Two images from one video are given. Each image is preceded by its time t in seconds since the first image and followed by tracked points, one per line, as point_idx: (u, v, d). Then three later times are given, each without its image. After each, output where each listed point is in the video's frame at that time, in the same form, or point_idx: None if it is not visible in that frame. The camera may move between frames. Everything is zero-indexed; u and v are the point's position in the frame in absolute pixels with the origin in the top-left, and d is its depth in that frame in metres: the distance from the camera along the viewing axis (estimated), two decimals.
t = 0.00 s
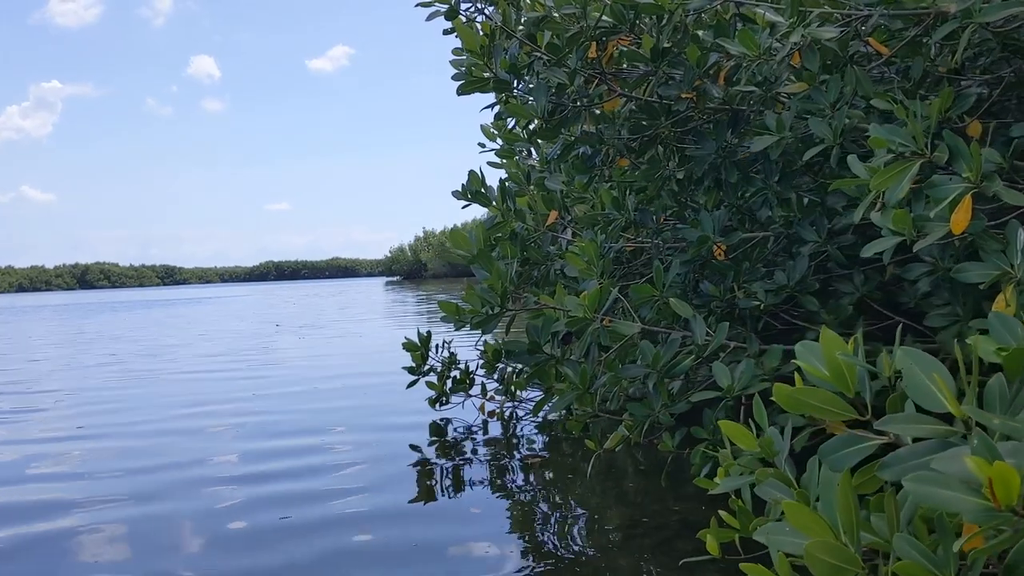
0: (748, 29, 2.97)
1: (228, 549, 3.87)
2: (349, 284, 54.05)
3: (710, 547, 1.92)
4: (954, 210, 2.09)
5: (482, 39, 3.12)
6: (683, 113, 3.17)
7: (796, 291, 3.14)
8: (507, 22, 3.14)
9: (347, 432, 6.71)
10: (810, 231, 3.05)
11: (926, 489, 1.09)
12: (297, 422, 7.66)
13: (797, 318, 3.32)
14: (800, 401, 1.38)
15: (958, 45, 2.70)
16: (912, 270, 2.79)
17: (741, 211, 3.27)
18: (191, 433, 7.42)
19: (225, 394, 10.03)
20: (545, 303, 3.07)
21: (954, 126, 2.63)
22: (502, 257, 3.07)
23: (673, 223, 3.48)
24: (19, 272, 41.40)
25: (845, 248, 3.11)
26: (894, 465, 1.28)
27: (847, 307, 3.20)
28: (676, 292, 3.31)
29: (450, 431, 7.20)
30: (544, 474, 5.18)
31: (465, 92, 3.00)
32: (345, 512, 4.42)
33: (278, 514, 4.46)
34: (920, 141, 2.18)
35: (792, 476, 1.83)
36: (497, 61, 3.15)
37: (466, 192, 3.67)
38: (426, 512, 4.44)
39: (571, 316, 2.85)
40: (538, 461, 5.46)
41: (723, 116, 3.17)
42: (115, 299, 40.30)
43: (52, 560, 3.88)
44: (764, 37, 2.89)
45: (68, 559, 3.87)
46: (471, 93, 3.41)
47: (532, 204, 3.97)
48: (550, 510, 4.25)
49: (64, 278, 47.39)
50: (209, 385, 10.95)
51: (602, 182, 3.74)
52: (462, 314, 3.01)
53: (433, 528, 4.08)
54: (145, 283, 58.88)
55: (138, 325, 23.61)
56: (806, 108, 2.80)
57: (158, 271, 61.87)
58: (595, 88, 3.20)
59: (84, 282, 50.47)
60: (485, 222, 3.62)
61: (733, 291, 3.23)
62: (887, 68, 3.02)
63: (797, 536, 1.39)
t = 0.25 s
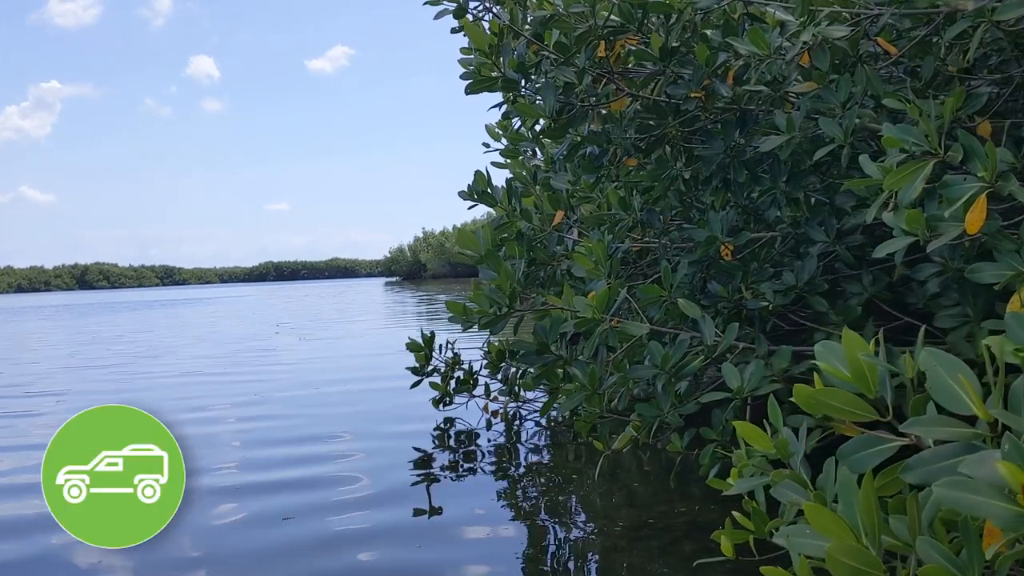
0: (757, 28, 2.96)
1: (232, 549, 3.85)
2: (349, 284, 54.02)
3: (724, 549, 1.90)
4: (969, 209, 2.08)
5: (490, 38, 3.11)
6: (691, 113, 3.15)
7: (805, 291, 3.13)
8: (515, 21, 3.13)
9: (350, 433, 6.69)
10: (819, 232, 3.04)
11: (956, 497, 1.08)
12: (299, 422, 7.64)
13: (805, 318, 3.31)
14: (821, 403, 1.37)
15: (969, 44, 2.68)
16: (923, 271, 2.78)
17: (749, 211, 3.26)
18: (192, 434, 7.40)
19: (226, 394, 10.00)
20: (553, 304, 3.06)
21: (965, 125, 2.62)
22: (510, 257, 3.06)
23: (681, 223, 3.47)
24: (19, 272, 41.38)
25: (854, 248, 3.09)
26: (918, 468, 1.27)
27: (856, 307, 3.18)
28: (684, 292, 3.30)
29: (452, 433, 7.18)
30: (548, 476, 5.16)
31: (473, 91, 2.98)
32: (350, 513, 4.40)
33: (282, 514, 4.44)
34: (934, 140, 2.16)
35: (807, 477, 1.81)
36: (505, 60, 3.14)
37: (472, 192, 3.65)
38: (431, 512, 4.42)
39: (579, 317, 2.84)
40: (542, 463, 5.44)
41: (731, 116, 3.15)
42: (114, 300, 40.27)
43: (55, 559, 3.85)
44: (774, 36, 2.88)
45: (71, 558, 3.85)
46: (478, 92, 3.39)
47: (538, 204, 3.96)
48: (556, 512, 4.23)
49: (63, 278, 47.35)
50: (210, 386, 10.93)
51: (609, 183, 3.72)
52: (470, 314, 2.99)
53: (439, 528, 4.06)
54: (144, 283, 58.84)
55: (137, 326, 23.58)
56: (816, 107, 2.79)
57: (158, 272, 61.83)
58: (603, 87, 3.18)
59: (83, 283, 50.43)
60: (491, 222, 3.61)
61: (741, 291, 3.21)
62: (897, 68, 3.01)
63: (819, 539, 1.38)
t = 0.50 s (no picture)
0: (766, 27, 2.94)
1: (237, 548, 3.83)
2: (349, 284, 54.00)
3: (739, 550, 1.89)
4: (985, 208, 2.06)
5: (499, 37, 3.10)
6: (699, 112, 3.14)
7: (814, 291, 3.11)
8: (524, 20, 3.11)
9: (353, 433, 6.67)
10: (829, 232, 3.02)
11: (987, 499, 1.07)
12: (301, 421, 7.62)
13: (813, 318, 3.29)
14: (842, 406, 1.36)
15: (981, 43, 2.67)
16: (933, 270, 2.76)
17: (757, 211, 3.24)
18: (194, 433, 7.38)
19: (228, 394, 9.99)
20: (561, 304, 3.04)
21: (978, 124, 2.60)
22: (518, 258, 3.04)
23: (688, 223, 3.45)
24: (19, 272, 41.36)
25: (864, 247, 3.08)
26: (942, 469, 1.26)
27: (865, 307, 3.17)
28: (692, 292, 3.28)
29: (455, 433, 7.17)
30: (553, 476, 5.14)
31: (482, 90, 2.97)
32: (354, 512, 4.38)
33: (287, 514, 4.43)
34: (950, 139, 2.14)
35: (824, 478, 1.80)
36: (514, 60, 3.12)
37: (479, 191, 3.64)
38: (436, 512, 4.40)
39: (589, 317, 2.82)
40: (547, 463, 5.43)
41: (740, 116, 3.14)
42: (114, 299, 40.26)
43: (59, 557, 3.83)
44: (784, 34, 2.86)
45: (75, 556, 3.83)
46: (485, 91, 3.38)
47: (545, 203, 3.94)
48: (562, 512, 4.22)
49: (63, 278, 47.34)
50: (211, 386, 10.91)
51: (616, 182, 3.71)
52: (478, 314, 2.98)
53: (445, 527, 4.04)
54: (145, 283, 58.83)
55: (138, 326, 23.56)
56: (826, 106, 2.77)
57: (158, 272, 61.81)
58: (611, 87, 3.17)
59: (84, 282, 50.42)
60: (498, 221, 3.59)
61: (749, 291, 3.20)
62: (907, 67, 3.00)
63: (842, 543, 1.36)
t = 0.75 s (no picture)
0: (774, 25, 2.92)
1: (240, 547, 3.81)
2: (349, 285, 53.97)
3: (752, 553, 1.87)
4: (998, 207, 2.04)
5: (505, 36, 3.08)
6: (706, 111, 3.12)
7: (822, 291, 3.09)
8: (530, 19, 3.10)
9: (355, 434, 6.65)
10: (837, 231, 3.01)
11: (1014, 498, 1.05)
12: (304, 422, 7.60)
13: (820, 318, 3.27)
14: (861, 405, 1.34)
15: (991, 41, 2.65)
16: (943, 270, 2.74)
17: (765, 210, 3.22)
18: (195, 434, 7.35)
19: (229, 395, 9.96)
20: (568, 304, 3.02)
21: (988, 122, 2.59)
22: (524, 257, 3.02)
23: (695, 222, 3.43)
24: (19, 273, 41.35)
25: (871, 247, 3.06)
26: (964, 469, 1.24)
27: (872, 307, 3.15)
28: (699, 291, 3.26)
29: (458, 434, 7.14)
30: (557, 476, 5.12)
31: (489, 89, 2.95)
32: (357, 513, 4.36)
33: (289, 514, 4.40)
34: (962, 136, 2.11)
35: (839, 480, 1.77)
36: (521, 59, 3.10)
37: (484, 190, 3.61)
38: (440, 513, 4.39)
39: (596, 317, 2.80)
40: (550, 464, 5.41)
41: (747, 115, 3.12)
42: (114, 300, 40.23)
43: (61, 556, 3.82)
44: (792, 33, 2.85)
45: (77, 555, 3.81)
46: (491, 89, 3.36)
47: (549, 203, 3.92)
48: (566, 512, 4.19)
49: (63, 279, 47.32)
50: (212, 387, 10.88)
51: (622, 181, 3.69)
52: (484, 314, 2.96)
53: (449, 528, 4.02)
54: (144, 284, 58.81)
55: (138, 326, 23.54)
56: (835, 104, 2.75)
57: (158, 272, 61.79)
58: (618, 85, 3.15)
59: (83, 283, 50.39)
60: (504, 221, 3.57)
61: (757, 291, 3.18)
62: (916, 66, 2.98)
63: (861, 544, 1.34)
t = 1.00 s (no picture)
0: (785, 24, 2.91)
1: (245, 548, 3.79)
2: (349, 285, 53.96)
3: (768, 555, 1.86)
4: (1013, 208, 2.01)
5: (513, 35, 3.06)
6: (716, 111, 3.10)
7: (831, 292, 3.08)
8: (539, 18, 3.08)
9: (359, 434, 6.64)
10: (846, 232, 2.99)
11: None
12: (307, 422, 7.58)
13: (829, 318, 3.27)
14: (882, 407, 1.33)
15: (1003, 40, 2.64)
16: (954, 270, 2.73)
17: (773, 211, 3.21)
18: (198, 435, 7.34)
19: (232, 395, 9.95)
20: (577, 304, 3.01)
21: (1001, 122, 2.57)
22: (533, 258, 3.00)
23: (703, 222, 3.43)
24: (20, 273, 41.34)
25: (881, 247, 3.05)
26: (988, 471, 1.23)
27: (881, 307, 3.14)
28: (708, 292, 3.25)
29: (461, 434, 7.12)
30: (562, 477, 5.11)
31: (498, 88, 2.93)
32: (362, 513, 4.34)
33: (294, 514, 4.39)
34: (977, 137, 2.07)
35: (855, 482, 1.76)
36: (529, 58, 3.09)
37: (492, 190, 3.60)
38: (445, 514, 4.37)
39: (606, 318, 2.79)
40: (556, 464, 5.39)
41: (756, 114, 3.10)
42: (115, 300, 40.22)
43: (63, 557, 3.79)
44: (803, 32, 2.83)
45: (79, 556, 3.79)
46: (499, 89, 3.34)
47: (556, 202, 3.91)
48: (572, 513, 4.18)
49: (64, 279, 47.31)
50: (214, 387, 10.87)
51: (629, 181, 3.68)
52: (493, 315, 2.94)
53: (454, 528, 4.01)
54: (145, 284, 58.80)
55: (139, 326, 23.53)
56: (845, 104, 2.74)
57: (158, 272, 61.78)
58: (627, 85, 3.13)
59: (84, 283, 50.38)
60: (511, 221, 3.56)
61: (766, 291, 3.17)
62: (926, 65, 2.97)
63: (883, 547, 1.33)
